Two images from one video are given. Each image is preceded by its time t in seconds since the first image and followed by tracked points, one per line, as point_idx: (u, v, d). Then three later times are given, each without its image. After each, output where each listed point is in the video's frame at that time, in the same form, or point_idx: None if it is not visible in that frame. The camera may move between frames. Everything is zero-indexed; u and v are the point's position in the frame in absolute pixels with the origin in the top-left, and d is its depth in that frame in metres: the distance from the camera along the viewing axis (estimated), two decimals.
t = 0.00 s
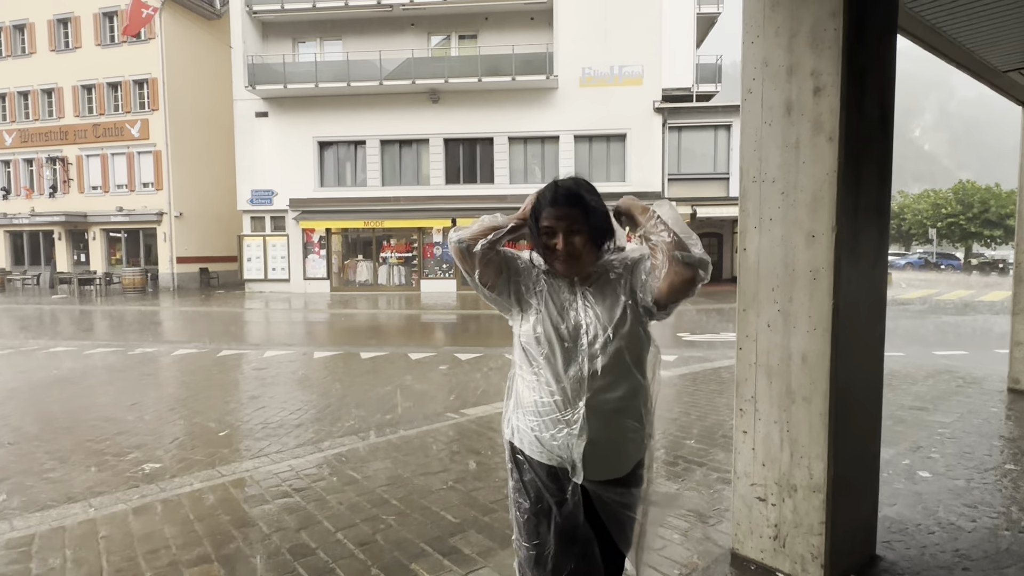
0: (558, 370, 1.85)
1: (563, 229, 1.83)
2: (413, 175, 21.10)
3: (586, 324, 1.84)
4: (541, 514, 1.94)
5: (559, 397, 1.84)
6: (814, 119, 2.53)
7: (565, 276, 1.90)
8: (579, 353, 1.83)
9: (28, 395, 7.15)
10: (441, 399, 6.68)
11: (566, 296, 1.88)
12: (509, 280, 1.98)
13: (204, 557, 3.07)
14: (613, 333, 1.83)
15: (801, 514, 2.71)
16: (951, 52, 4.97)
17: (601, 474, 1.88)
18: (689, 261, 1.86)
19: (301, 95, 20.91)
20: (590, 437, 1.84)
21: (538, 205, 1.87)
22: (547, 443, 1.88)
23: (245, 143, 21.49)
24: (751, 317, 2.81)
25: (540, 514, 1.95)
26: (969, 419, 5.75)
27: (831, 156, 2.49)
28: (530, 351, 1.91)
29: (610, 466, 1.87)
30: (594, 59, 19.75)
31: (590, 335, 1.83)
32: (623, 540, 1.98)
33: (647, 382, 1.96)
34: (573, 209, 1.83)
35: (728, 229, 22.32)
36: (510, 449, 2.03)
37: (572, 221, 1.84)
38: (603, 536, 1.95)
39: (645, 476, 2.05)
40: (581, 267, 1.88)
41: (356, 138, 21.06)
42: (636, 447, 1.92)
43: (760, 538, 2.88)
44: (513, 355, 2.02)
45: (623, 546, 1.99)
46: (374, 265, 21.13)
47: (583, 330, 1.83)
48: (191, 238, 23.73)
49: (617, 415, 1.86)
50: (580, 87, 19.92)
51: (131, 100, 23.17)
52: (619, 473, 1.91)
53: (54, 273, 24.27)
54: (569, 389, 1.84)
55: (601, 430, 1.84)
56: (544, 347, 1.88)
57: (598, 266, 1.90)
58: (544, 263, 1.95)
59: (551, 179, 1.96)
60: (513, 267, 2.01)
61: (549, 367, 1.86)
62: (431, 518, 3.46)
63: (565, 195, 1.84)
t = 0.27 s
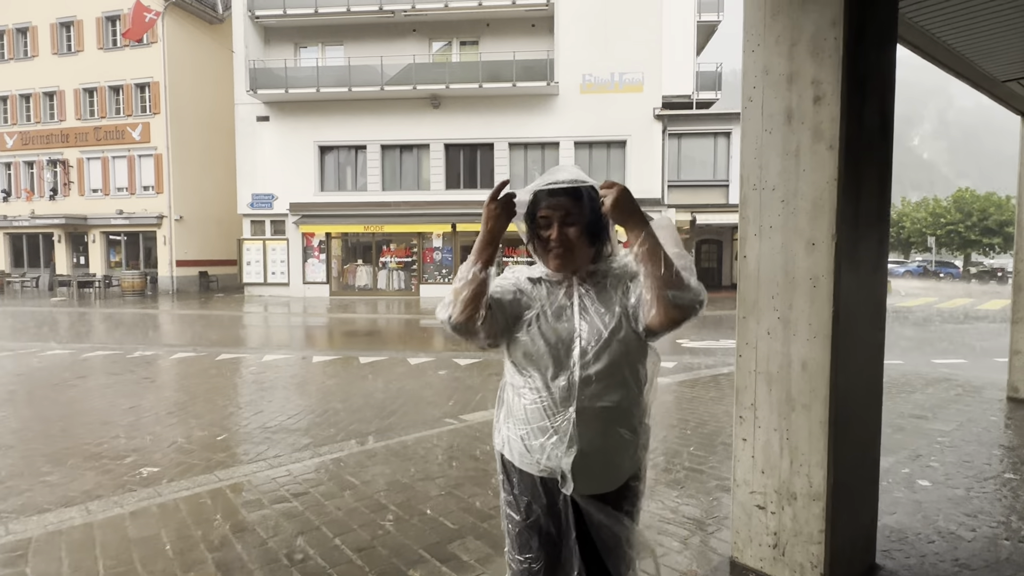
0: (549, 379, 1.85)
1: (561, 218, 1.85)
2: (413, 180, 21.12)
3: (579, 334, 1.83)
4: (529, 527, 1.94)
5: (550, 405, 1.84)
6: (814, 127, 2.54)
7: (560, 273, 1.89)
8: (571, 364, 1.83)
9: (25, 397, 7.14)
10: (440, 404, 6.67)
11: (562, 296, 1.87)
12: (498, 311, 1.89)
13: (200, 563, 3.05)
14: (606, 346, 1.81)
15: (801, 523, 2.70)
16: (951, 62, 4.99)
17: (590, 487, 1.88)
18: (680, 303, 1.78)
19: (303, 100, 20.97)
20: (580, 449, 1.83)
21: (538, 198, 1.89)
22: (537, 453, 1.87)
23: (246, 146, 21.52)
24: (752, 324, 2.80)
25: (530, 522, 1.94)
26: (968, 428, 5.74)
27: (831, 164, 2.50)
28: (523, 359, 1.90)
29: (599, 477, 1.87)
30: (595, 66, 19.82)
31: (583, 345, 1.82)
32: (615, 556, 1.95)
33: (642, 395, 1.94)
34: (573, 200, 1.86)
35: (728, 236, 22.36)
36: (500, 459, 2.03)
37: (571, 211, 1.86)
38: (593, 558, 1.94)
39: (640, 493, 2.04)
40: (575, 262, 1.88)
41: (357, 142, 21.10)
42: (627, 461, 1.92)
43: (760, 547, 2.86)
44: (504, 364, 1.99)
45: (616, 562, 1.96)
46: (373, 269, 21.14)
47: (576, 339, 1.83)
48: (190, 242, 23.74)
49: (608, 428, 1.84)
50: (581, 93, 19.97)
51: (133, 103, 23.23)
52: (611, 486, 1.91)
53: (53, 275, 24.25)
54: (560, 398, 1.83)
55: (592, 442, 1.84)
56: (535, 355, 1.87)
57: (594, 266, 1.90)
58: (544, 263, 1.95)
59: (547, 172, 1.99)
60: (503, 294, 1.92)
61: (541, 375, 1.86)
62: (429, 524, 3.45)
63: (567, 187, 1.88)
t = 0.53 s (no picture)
0: (537, 402, 1.78)
1: (550, 249, 1.72)
2: (416, 187, 21.17)
3: (569, 357, 1.73)
4: (521, 548, 1.87)
5: (538, 429, 1.76)
6: (816, 139, 2.55)
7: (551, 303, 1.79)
8: (559, 387, 1.74)
9: (27, 402, 7.14)
10: (441, 412, 6.66)
11: (553, 323, 1.79)
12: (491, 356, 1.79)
13: (199, 571, 3.04)
14: (597, 371, 1.71)
15: (802, 535, 2.68)
16: (955, 74, 5.02)
17: (582, 508, 1.78)
18: (665, 375, 1.67)
19: (307, 106, 21.08)
20: (571, 471, 1.74)
21: (526, 226, 1.76)
22: (527, 474, 1.79)
23: (250, 152, 21.62)
24: (753, 335, 2.80)
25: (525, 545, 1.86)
26: (972, 440, 5.71)
27: (833, 176, 2.51)
28: (513, 387, 1.84)
29: (590, 501, 1.77)
30: (598, 74, 19.90)
31: (572, 371, 1.72)
32: None
33: (642, 419, 1.84)
34: (563, 230, 1.73)
35: (730, 245, 22.37)
36: (494, 479, 1.96)
37: (561, 241, 1.73)
38: None
39: (643, 520, 1.93)
40: (567, 291, 1.76)
41: (360, 149, 21.20)
42: (625, 486, 1.82)
43: (760, 559, 2.84)
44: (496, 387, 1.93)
45: None
46: (376, 275, 21.17)
47: (565, 364, 1.74)
48: (194, 247, 23.82)
49: (600, 449, 1.75)
50: (584, 102, 20.03)
51: (138, 110, 23.38)
52: (605, 510, 1.80)
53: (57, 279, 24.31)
54: (547, 421, 1.75)
55: (583, 465, 1.75)
56: (525, 377, 1.80)
57: (587, 294, 1.77)
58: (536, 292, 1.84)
59: (540, 187, 1.85)
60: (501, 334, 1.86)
61: (530, 397, 1.79)
62: (429, 533, 3.44)
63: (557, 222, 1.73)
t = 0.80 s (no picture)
0: (553, 420, 1.77)
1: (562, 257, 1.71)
2: (428, 192, 21.26)
3: (585, 376, 1.72)
4: (542, 565, 1.87)
5: (554, 449, 1.76)
6: (830, 147, 2.53)
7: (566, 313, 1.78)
8: (574, 406, 1.73)
9: (43, 404, 7.23)
10: (450, 417, 6.65)
11: (571, 335, 1.78)
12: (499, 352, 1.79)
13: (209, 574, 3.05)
14: (611, 391, 1.68)
15: (816, 547, 2.64)
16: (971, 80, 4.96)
17: (600, 531, 1.73)
18: (675, 394, 1.60)
19: (320, 112, 21.26)
20: (587, 492, 1.71)
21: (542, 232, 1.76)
22: (544, 493, 1.78)
23: (264, 158, 21.83)
24: (766, 344, 2.76)
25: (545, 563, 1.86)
26: (990, 451, 5.61)
27: (847, 184, 2.50)
28: (531, 401, 1.84)
29: (608, 525, 1.72)
30: (610, 80, 19.91)
31: (587, 391, 1.71)
32: None
33: (669, 444, 1.78)
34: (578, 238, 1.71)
35: (742, 251, 22.23)
36: (517, 497, 1.97)
37: (574, 250, 1.71)
38: None
39: (670, 548, 1.82)
40: (581, 302, 1.74)
41: (372, 155, 21.34)
42: (651, 514, 1.75)
43: (773, 570, 2.80)
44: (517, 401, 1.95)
45: None
46: (386, 280, 21.22)
47: (580, 384, 1.73)
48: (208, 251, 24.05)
49: (617, 472, 1.70)
50: (595, 107, 20.05)
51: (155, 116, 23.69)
52: (625, 532, 1.74)
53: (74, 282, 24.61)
54: (562, 440, 1.74)
55: (599, 485, 1.70)
56: (541, 395, 1.81)
57: (604, 308, 1.74)
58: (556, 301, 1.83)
59: (565, 194, 1.85)
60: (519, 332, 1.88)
61: (546, 415, 1.80)
62: (439, 539, 3.44)
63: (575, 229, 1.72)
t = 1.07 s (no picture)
0: (606, 441, 1.72)
1: (627, 256, 1.64)
2: (449, 199, 21.38)
3: (643, 396, 1.63)
4: None
5: (604, 472, 1.70)
6: (859, 154, 2.51)
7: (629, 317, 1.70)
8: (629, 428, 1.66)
9: (74, 406, 7.40)
10: (471, 424, 6.66)
11: (635, 346, 1.71)
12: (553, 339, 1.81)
13: None
14: (669, 413, 1.58)
15: (844, 563, 2.60)
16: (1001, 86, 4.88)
17: (652, 562, 1.64)
18: (740, 412, 1.45)
19: (344, 120, 21.55)
20: (638, 520, 1.63)
21: (610, 228, 1.70)
22: (595, 518, 1.73)
23: (288, 165, 22.18)
24: (792, 354, 2.71)
25: None
26: None
27: (876, 192, 2.47)
28: (587, 412, 1.79)
29: (661, 558, 1.63)
30: (632, 86, 19.88)
31: (644, 410, 1.63)
32: None
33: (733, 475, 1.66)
34: (647, 237, 1.62)
35: (766, 258, 21.98)
36: (569, 519, 1.92)
37: (640, 250, 1.62)
38: None
39: None
40: (645, 308, 1.63)
41: (394, 162, 21.55)
42: (710, 550, 1.65)
43: None
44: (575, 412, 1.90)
45: None
46: (407, 286, 21.35)
47: (639, 401, 1.64)
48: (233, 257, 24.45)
49: (672, 502, 1.60)
50: (617, 114, 20.02)
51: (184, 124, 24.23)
52: (679, 566, 1.63)
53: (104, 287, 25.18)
54: (614, 462, 1.67)
55: (651, 514, 1.62)
56: (596, 411, 1.75)
57: (669, 318, 1.64)
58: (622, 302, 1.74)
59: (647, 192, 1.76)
60: (584, 322, 1.85)
61: (599, 434, 1.74)
62: (460, 547, 3.43)
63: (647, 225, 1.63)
